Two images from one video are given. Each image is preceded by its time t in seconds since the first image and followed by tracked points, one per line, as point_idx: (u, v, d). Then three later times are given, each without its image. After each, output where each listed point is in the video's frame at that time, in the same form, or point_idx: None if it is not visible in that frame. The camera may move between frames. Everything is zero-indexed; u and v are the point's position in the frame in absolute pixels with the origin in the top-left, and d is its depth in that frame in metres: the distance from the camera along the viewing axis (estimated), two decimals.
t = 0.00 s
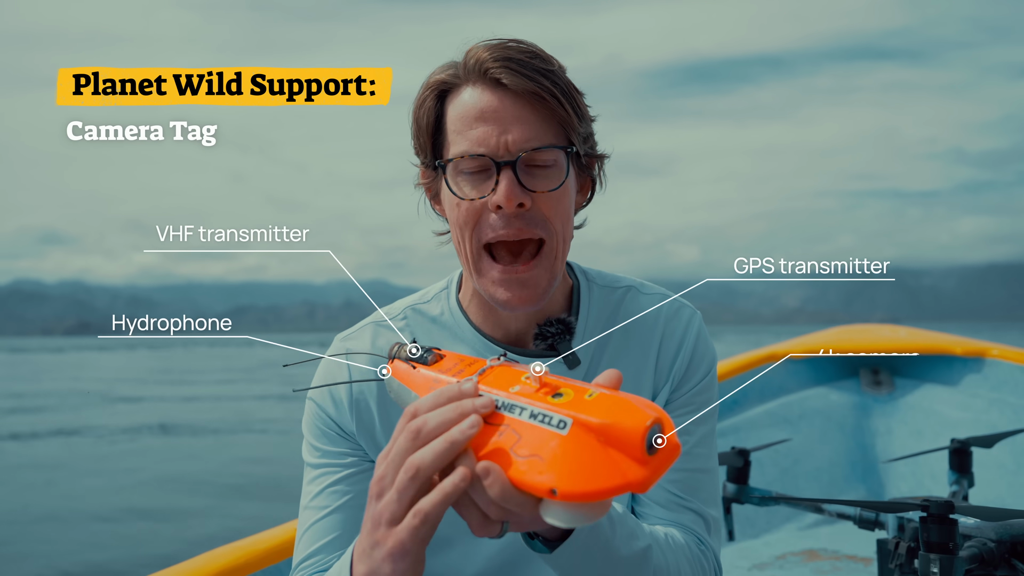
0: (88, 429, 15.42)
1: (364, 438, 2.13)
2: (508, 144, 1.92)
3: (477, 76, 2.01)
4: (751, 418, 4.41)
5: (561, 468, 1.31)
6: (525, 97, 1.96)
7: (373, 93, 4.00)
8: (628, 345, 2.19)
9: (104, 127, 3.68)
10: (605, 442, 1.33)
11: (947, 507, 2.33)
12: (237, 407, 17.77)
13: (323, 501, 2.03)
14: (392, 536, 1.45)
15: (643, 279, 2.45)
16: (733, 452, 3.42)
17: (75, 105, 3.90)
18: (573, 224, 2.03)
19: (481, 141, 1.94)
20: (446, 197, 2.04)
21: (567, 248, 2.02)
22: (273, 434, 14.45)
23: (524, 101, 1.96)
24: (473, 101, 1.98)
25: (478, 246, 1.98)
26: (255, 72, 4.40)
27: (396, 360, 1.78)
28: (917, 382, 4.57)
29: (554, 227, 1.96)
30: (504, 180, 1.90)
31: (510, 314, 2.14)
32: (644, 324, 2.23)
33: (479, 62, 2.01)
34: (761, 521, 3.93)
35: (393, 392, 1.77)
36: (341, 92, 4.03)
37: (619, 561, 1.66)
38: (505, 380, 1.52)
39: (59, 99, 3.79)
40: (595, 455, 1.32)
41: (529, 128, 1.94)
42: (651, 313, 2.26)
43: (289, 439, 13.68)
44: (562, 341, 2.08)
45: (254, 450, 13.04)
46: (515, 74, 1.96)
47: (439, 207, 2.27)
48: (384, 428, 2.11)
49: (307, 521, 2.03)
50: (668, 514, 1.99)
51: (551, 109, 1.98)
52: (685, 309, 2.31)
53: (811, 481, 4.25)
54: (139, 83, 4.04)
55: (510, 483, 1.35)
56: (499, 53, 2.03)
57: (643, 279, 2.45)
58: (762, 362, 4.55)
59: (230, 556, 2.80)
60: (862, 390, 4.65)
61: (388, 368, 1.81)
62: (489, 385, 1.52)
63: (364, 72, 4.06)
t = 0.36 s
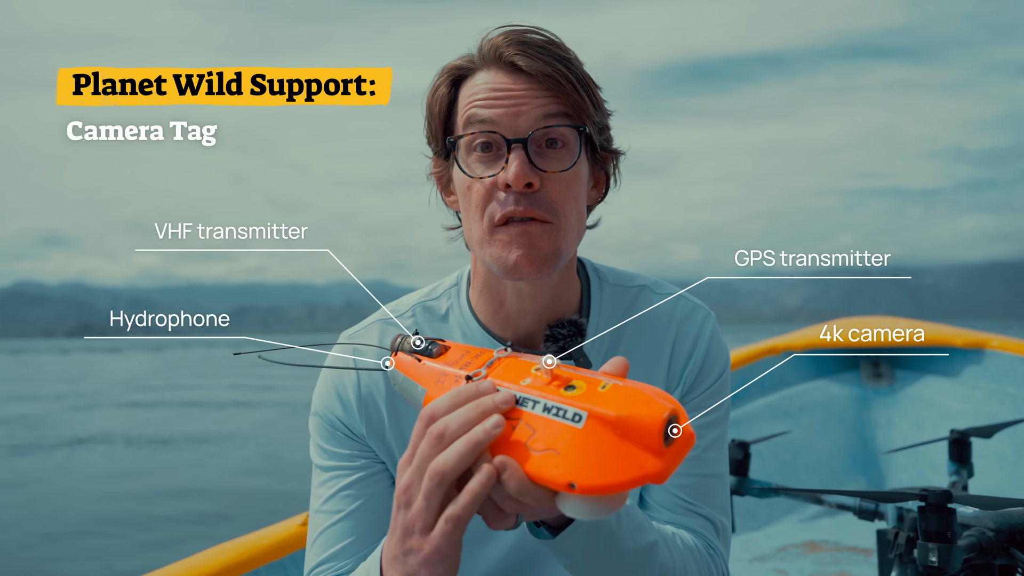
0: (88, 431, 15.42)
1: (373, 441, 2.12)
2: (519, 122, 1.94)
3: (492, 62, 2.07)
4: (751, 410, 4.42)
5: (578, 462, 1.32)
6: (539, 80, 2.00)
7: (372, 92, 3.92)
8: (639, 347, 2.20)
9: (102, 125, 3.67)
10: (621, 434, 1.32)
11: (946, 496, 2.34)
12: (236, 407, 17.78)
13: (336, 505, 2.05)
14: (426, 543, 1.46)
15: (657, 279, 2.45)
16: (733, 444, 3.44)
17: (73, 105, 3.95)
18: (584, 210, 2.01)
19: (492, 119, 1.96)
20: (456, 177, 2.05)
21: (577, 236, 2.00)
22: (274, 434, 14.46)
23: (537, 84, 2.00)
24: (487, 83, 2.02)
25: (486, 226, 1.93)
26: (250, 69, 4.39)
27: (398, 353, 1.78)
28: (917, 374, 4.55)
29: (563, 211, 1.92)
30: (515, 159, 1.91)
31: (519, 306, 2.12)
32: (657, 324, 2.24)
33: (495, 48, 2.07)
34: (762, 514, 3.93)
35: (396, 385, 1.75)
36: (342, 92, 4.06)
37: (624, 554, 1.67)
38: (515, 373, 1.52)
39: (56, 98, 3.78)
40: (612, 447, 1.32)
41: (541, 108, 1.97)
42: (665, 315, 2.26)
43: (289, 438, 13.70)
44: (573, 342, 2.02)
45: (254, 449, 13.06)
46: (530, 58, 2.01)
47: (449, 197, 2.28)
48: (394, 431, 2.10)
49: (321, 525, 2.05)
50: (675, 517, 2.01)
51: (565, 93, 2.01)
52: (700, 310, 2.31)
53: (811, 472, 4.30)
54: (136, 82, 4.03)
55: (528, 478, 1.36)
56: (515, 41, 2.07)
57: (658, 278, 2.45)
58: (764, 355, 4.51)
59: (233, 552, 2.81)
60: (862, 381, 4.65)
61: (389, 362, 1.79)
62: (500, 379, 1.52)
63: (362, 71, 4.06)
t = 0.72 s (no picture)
0: (91, 432, 15.46)
1: (377, 446, 2.14)
2: (522, 116, 1.99)
3: (491, 60, 2.10)
4: (751, 410, 4.45)
5: (601, 503, 1.35)
6: (540, 76, 2.04)
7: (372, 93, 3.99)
8: (643, 351, 2.21)
9: (104, 127, 3.71)
10: (642, 471, 1.34)
11: (941, 493, 2.36)
12: (238, 407, 17.81)
13: (341, 509, 2.08)
14: None
15: (660, 282, 2.47)
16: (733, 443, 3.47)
17: (74, 104, 3.96)
18: (587, 206, 2.03)
19: (494, 116, 2.00)
20: (459, 177, 2.08)
21: (580, 232, 2.01)
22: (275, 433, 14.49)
23: (538, 80, 2.05)
24: (487, 82, 2.06)
25: (491, 224, 1.95)
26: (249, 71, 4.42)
27: (396, 384, 1.81)
28: (916, 370, 4.56)
29: (567, 204, 1.94)
30: (518, 153, 1.94)
31: (523, 313, 2.15)
32: (660, 327, 2.26)
33: (494, 46, 2.11)
34: (763, 512, 3.95)
35: (397, 419, 1.80)
36: (342, 91, 4.08)
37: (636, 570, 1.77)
38: (524, 406, 1.53)
39: (57, 100, 3.81)
40: (633, 485, 1.34)
41: (542, 103, 2.01)
42: (669, 320, 2.28)
43: (291, 437, 13.73)
44: (578, 348, 2.09)
45: (256, 448, 13.10)
46: (529, 54, 2.05)
47: (451, 200, 2.31)
48: (398, 437, 2.12)
49: (326, 530, 2.07)
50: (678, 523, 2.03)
51: (565, 87, 2.05)
52: (703, 314, 2.34)
53: (812, 470, 4.31)
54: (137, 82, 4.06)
55: (547, 521, 1.41)
56: (515, 40, 2.11)
57: (660, 282, 2.47)
58: (765, 354, 4.52)
59: (238, 555, 2.84)
60: (862, 379, 4.67)
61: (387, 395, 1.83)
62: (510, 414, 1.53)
63: (362, 71, 4.08)
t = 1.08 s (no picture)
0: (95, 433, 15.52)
1: (384, 444, 2.17)
2: (502, 118, 2.00)
3: (473, 68, 2.14)
4: (751, 417, 4.48)
5: (597, 506, 1.37)
6: (519, 81, 2.06)
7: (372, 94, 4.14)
8: (634, 353, 2.22)
9: (106, 127, 3.73)
10: (637, 474, 1.37)
11: (942, 500, 2.39)
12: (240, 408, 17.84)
13: (354, 508, 2.10)
14: None
15: (653, 287, 2.49)
16: (734, 450, 3.49)
17: (75, 105, 3.98)
18: (569, 204, 2.05)
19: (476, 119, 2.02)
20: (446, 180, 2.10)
21: (562, 230, 2.04)
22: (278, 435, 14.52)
23: (517, 84, 2.07)
24: (469, 87, 2.09)
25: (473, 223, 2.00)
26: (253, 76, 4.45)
27: (390, 393, 1.81)
28: (917, 377, 4.59)
29: (547, 203, 1.99)
30: (498, 153, 1.96)
31: (513, 310, 2.17)
32: (654, 330, 2.28)
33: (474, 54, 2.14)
34: (764, 518, 3.98)
35: (391, 428, 1.79)
36: (341, 91, 4.12)
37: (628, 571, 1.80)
38: (518, 413, 1.56)
39: (60, 102, 3.83)
40: (629, 489, 1.37)
41: (521, 105, 2.03)
42: (662, 323, 2.30)
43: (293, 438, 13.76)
44: (569, 346, 2.12)
45: (259, 449, 13.12)
46: (508, 59, 2.06)
47: (443, 204, 2.33)
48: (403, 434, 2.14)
49: (341, 529, 2.10)
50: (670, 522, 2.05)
51: (544, 90, 2.07)
52: (696, 318, 2.36)
53: (812, 477, 4.33)
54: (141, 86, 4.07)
55: (546, 526, 1.42)
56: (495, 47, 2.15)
57: (654, 287, 2.49)
58: (765, 360, 4.54)
59: (243, 559, 2.86)
60: (863, 386, 4.70)
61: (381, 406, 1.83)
62: (503, 421, 1.55)
63: (364, 74, 4.10)
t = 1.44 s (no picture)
0: (95, 434, 15.50)
1: (384, 448, 2.18)
2: (506, 127, 2.00)
3: (477, 74, 2.13)
4: (752, 422, 4.43)
5: (595, 480, 1.36)
6: (523, 89, 2.07)
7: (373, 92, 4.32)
8: (635, 357, 2.22)
9: (104, 127, 3.73)
10: (635, 450, 1.37)
11: (945, 507, 2.39)
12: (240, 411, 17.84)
13: (354, 512, 2.10)
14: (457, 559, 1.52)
15: (652, 290, 2.49)
16: (735, 456, 3.49)
17: (75, 106, 3.97)
18: (572, 212, 2.04)
19: (480, 127, 2.01)
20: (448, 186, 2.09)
21: (565, 237, 2.01)
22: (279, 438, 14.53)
23: (522, 93, 2.07)
24: (473, 95, 2.09)
25: (477, 231, 1.97)
26: (254, 77, 4.46)
27: (394, 380, 1.82)
28: (918, 384, 4.62)
29: (551, 209, 1.95)
30: (502, 162, 1.95)
31: (514, 315, 2.16)
32: (653, 332, 2.28)
33: (479, 61, 2.14)
34: (764, 524, 3.98)
35: (395, 414, 1.79)
36: (341, 92, 4.13)
37: (629, 564, 1.73)
38: (518, 394, 1.57)
39: (59, 102, 3.82)
40: (627, 464, 1.36)
41: (526, 114, 2.03)
42: (661, 325, 2.30)
43: (294, 442, 13.77)
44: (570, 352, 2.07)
45: (259, 452, 13.12)
46: (512, 67, 2.07)
47: (444, 209, 2.33)
48: (404, 438, 2.15)
49: (340, 532, 2.10)
50: (672, 523, 2.05)
51: (548, 99, 2.07)
52: (695, 321, 2.35)
53: (812, 483, 4.31)
54: (139, 85, 4.05)
55: (545, 500, 1.41)
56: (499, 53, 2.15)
57: (652, 289, 2.49)
58: (764, 366, 4.58)
59: (243, 561, 2.85)
60: (864, 393, 4.71)
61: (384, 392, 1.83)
62: (504, 401, 1.57)
63: (364, 74, 4.10)
